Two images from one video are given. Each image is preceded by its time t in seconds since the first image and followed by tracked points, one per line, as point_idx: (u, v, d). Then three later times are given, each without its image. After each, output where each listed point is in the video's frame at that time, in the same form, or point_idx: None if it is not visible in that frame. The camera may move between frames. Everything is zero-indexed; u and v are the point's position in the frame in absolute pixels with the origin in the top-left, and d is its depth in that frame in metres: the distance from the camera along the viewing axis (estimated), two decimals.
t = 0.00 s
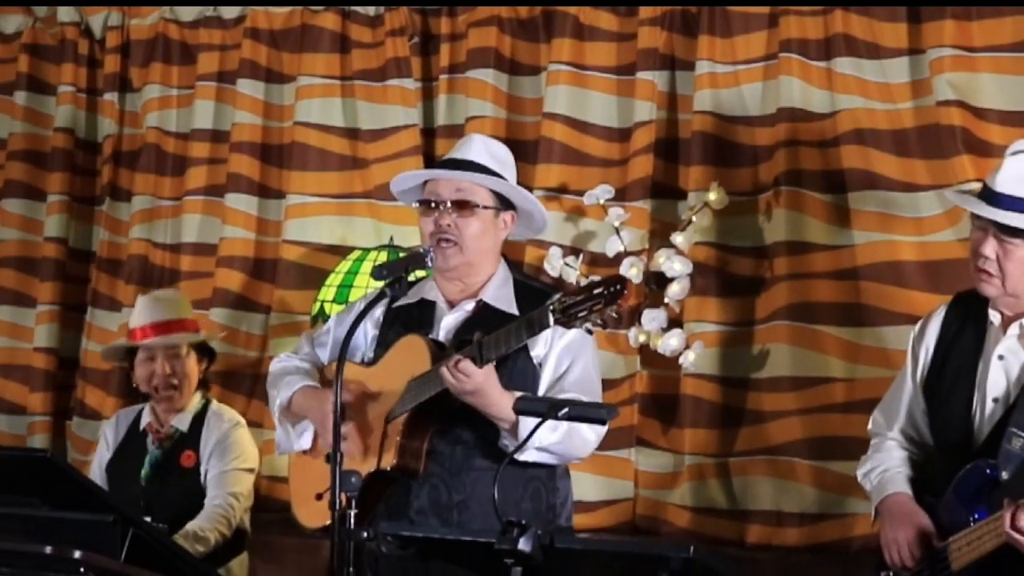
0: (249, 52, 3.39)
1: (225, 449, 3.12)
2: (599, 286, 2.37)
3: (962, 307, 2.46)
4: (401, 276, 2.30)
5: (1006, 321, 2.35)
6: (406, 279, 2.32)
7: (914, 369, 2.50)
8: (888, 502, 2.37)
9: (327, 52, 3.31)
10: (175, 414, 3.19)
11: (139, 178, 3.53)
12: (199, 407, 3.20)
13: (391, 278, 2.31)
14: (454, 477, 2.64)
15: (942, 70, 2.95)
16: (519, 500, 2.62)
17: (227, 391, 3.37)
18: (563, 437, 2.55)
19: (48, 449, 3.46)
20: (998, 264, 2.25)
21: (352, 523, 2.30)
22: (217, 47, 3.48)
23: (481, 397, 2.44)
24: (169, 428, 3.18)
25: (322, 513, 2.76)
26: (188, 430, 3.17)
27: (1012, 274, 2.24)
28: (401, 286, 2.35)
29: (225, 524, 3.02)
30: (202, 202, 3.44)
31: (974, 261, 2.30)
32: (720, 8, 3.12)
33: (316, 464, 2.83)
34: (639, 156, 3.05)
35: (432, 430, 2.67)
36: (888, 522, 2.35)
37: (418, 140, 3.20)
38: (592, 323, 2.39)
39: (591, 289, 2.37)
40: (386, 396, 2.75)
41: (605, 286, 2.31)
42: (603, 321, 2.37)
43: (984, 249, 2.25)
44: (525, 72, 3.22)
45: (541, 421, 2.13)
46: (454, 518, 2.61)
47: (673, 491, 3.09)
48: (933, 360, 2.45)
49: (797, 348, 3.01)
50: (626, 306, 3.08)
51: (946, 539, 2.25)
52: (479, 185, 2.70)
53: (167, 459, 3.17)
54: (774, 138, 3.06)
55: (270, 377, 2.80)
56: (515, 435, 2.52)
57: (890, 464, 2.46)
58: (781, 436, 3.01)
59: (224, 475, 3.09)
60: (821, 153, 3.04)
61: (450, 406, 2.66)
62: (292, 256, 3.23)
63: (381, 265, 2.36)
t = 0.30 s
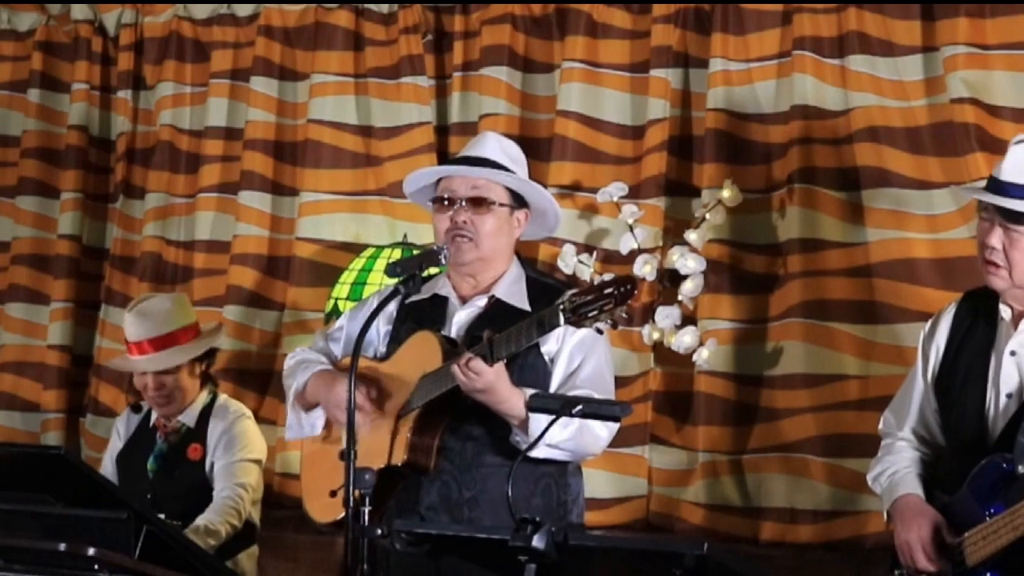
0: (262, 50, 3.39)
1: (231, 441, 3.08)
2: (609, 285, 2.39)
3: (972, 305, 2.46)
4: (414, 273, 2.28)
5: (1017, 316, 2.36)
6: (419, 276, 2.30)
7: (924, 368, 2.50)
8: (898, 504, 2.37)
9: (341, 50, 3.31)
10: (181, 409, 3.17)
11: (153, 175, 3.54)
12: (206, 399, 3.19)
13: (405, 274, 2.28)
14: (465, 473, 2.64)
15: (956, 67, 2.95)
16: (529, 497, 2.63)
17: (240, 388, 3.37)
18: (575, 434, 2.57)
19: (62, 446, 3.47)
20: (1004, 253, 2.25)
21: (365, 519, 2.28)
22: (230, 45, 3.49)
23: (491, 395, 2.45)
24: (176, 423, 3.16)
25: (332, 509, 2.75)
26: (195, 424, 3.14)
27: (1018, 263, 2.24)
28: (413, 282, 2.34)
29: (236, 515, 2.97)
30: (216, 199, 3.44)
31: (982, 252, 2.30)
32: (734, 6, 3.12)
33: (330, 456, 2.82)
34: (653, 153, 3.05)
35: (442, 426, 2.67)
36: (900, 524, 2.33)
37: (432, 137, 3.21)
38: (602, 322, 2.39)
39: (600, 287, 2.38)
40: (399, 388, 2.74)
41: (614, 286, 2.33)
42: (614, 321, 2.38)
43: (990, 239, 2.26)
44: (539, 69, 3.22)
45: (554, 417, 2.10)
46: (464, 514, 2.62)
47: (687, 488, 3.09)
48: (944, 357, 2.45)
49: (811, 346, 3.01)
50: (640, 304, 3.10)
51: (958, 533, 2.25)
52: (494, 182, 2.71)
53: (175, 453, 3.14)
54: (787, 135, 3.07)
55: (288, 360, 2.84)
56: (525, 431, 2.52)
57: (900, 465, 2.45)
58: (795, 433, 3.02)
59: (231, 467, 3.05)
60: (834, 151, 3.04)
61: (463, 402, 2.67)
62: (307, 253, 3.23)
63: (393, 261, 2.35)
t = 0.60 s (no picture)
0: (277, 47, 3.40)
1: (248, 445, 3.09)
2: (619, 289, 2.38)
3: (982, 305, 2.45)
4: (428, 270, 2.29)
5: None
6: (433, 274, 2.31)
7: (935, 369, 2.49)
8: (911, 508, 2.36)
9: (355, 46, 3.32)
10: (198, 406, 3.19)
11: (167, 172, 3.54)
12: (222, 398, 3.19)
13: (418, 273, 2.29)
14: (477, 472, 2.63)
15: (970, 64, 2.94)
16: (542, 495, 2.63)
17: (254, 385, 3.37)
18: (591, 433, 2.56)
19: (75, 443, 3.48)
20: (1011, 250, 2.25)
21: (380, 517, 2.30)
22: (245, 42, 3.50)
23: (507, 396, 2.44)
24: (192, 421, 3.17)
25: (347, 506, 2.78)
26: (211, 423, 3.15)
27: None
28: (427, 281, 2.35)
29: (244, 522, 2.97)
30: (231, 197, 3.45)
31: (989, 251, 2.30)
32: (748, 3, 3.12)
33: (344, 455, 2.83)
34: (667, 150, 3.05)
35: (454, 427, 2.67)
36: (915, 529, 2.32)
37: (445, 135, 3.23)
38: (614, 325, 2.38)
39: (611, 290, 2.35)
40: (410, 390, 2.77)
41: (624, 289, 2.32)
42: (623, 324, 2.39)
43: (997, 235, 2.26)
44: (553, 66, 3.22)
45: (567, 415, 2.12)
46: (476, 513, 2.61)
47: (702, 485, 3.09)
48: (955, 359, 2.45)
49: (826, 343, 3.00)
50: (653, 301, 3.09)
51: (971, 534, 2.24)
52: (506, 183, 2.71)
53: (191, 453, 3.14)
54: (802, 132, 3.07)
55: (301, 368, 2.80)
56: (543, 430, 2.51)
57: (913, 468, 2.45)
58: (810, 430, 3.01)
59: (246, 471, 3.06)
60: (849, 147, 3.04)
61: (477, 400, 2.67)
62: (319, 250, 3.24)
63: (407, 258, 2.35)
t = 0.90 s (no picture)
0: (291, 45, 3.40)
1: (261, 439, 3.12)
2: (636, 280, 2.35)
3: (992, 302, 2.46)
4: (444, 268, 2.32)
5: None
6: (448, 272, 2.34)
7: (946, 366, 2.50)
8: (922, 504, 2.35)
9: (369, 44, 3.34)
10: (221, 405, 3.20)
11: (182, 170, 3.57)
12: (243, 399, 3.21)
13: (433, 271, 2.32)
14: (492, 469, 2.64)
15: (985, 62, 2.93)
16: (557, 492, 2.62)
17: (270, 383, 3.39)
18: (605, 429, 2.55)
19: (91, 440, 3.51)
20: (1021, 244, 2.26)
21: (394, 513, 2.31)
22: (259, 40, 3.51)
23: (519, 390, 2.45)
24: (213, 417, 3.19)
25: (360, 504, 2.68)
26: (230, 420, 3.17)
27: None
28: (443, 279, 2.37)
29: (245, 514, 3.00)
30: (245, 195, 3.46)
31: (998, 246, 2.31)
32: (763, 1, 3.13)
33: (352, 456, 2.75)
34: (682, 148, 3.05)
35: (469, 422, 2.67)
36: (927, 524, 2.30)
37: (460, 133, 3.22)
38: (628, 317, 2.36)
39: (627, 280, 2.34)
40: (423, 386, 2.75)
41: (642, 280, 2.31)
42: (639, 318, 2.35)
43: (1005, 230, 2.27)
44: (568, 64, 3.23)
45: (580, 411, 2.12)
46: (491, 509, 2.61)
47: (716, 482, 3.10)
48: (966, 355, 2.45)
49: (840, 340, 3.00)
50: (669, 298, 3.08)
51: (984, 530, 2.23)
52: (522, 177, 2.71)
53: (207, 448, 3.17)
54: (816, 131, 3.07)
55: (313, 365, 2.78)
56: (558, 430, 2.52)
57: (923, 464, 2.44)
58: (824, 428, 3.00)
59: (254, 465, 3.08)
60: (863, 145, 3.04)
61: (492, 397, 2.66)
62: (334, 248, 3.25)
63: (422, 257, 2.38)
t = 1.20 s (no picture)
0: (305, 42, 3.44)
1: (270, 428, 3.12)
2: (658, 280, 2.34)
3: (999, 299, 2.45)
4: (458, 264, 2.30)
5: None
6: (463, 268, 2.32)
7: (953, 365, 2.48)
8: (932, 504, 2.33)
9: (383, 41, 3.37)
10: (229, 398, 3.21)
11: (196, 167, 3.63)
12: (252, 392, 3.22)
13: (446, 267, 2.30)
14: (507, 467, 2.62)
15: (998, 59, 2.93)
16: (571, 490, 2.58)
17: (283, 379, 3.41)
18: (621, 429, 2.53)
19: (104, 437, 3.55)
20: None
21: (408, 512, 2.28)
22: (273, 36, 3.55)
23: (535, 387, 2.44)
24: (221, 412, 3.19)
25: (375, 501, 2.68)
26: (240, 414, 3.17)
27: None
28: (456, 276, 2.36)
29: (253, 501, 2.99)
30: (258, 191, 3.50)
31: (1005, 244, 2.30)
32: None
33: (370, 450, 2.77)
34: (696, 145, 3.05)
35: (484, 419, 2.66)
36: (936, 526, 2.29)
37: (473, 129, 3.26)
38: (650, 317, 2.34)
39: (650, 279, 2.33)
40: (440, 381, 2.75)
41: (665, 279, 2.30)
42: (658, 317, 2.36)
43: (1012, 228, 2.27)
44: (581, 61, 3.24)
45: (594, 409, 2.11)
46: (505, 507, 2.59)
47: (730, 480, 3.10)
48: (974, 353, 2.43)
49: (854, 337, 3.00)
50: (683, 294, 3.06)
51: (993, 527, 2.23)
52: (539, 172, 2.73)
53: (217, 444, 3.16)
54: (830, 127, 3.07)
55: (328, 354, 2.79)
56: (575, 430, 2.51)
57: (931, 464, 2.43)
58: (837, 425, 3.00)
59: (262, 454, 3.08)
60: (877, 141, 3.03)
61: (507, 395, 2.65)
62: (347, 245, 3.29)
63: (436, 254, 2.36)
